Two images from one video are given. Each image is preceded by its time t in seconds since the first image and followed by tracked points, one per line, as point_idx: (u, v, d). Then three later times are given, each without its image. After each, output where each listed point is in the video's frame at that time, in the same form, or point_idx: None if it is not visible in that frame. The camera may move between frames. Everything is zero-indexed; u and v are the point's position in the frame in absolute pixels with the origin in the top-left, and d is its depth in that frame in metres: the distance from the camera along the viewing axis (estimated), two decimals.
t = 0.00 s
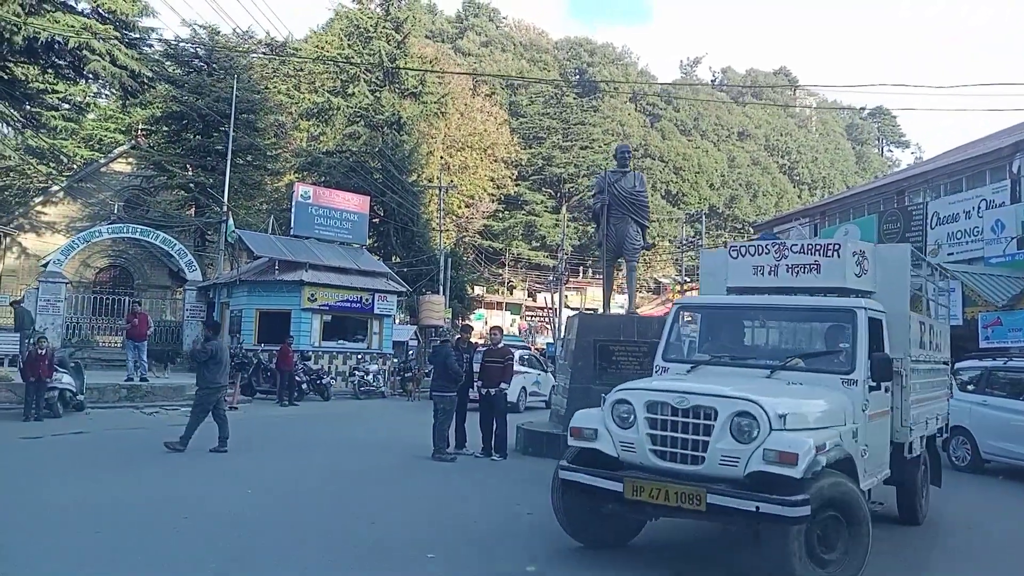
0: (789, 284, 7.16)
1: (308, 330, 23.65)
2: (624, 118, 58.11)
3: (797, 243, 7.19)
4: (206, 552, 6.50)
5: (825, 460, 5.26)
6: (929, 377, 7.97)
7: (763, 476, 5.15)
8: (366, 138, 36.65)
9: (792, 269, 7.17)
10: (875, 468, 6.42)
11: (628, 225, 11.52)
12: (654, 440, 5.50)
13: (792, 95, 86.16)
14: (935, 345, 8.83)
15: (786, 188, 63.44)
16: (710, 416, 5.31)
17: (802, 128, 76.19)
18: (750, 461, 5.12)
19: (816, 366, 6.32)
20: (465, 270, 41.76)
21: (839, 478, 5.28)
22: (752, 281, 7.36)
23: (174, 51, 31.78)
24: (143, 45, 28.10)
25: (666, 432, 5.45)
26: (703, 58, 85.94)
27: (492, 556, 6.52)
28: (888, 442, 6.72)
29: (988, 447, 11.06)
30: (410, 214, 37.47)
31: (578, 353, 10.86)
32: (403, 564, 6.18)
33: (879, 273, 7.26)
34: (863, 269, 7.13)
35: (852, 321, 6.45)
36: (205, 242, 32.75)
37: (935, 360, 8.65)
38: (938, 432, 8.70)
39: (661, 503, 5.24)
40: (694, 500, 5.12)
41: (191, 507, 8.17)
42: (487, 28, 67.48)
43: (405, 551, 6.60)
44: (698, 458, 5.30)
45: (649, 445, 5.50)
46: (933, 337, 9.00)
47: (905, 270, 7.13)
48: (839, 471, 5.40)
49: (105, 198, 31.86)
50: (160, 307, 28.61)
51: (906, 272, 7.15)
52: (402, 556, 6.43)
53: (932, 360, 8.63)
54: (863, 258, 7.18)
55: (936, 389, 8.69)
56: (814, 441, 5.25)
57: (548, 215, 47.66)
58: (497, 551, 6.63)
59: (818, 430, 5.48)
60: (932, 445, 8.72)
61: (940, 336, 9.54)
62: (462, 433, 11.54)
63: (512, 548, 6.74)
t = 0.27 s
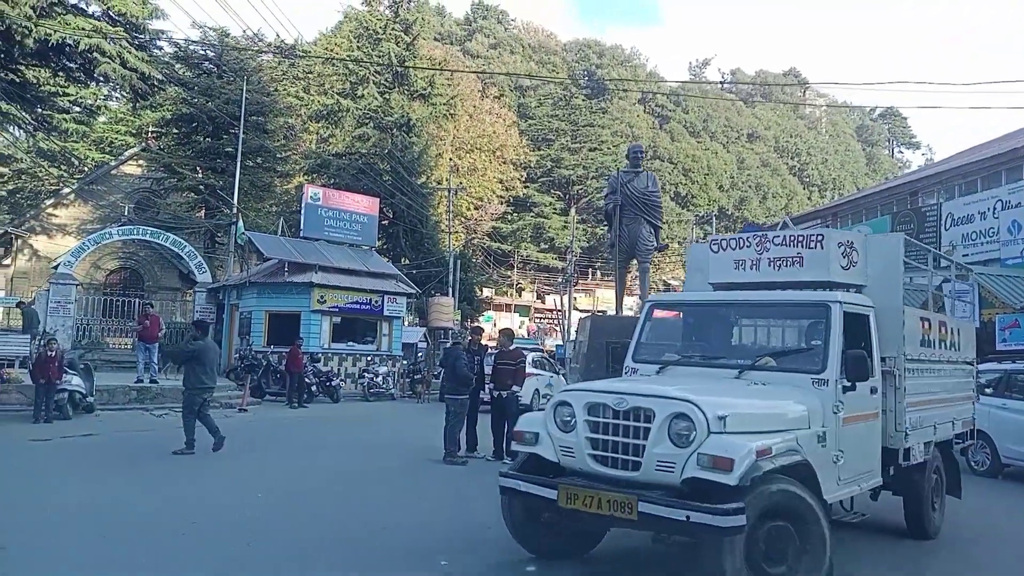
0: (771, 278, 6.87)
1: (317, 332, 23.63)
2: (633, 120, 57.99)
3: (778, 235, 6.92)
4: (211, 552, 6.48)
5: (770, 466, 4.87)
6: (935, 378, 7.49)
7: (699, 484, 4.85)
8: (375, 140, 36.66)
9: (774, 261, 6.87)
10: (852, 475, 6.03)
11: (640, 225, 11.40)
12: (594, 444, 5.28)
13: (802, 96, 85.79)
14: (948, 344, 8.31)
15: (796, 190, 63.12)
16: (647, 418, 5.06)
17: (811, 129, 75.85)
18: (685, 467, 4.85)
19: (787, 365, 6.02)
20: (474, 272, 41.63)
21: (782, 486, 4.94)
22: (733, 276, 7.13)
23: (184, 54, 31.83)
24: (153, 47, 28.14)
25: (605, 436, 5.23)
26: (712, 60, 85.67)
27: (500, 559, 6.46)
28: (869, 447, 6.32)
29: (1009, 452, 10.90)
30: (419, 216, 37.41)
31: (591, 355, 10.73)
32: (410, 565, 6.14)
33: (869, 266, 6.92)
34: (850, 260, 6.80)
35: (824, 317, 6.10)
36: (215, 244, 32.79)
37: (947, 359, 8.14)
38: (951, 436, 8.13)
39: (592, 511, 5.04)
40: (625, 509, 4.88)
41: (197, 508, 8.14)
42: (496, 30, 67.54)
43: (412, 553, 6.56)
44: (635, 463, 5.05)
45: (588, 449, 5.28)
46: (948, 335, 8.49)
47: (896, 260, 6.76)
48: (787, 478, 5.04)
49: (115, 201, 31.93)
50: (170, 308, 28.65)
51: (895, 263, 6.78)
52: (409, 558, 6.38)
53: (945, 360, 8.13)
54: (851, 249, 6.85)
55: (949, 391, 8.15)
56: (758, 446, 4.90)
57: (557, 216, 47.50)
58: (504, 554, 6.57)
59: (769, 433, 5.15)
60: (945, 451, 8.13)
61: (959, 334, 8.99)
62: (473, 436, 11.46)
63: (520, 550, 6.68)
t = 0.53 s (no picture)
0: (744, 271, 6.70)
1: (326, 333, 23.58)
2: (641, 121, 57.79)
3: (751, 225, 6.71)
4: (219, 553, 6.42)
5: (693, 470, 4.60)
6: (930, 380, 7.07)
7: (619, 490, 4.63)
8: (383, 141, 36.65)
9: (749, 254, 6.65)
10: (814, 480, 5.70)
11: (652, 225, 11.29)
12: (522, 447, 5.14)
13: (811, 97, 85.38)
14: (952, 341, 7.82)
15: (805, 191, 62.80)
16: (571, 420, 4.89)
17: (820, 130, 75.48)
18: (603, 471, 4.65)
19: (747, 363, 5.71)
20: (482, 274, 41.54)
21: (705, 494, 4.72)
22: (709, 270, 6.99)
23: (192, 56, 31.86)
24: (163, 50, 28.15)
25: (533, 439, 5.07)
26: (720, 60, 85.35)
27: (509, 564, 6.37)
28: (838, 451, 5.96)
29: None
30: (427, 218, 37.30)
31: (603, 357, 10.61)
32: (418, 568, 6.06)
33: (849, 257, 6.58)
34: (826, 251, 6.51)
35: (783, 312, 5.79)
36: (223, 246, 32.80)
37: (947, 359, 7.68)
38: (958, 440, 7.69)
39: (512, 517, 4.86)
40: (542, 515, 4.68)
41: (205, 511, 8.08)
42: (503, 32, 67.47)
43: (420, 555, 6.48)
44: (558, 467, 4.89)
45: (515, 452, 5.15)
46: (953, 334, 8.02)
47: (875, 249, 6.40)
48: (713, 484, 4.81)
49: (124, 202, 31.96)
50: (179, 310, 28.66)
51: (873, 254, 6.43)
52: (418, 561, 6.30)
53: (948, 360, 7.66)
54: (829, 239, 6.54)
55: (953, 394, 7.67)
56: (680, 448, 4.65)
57: (565, 218, 47.31)
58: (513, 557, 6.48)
59: (704, 436, 4.88)
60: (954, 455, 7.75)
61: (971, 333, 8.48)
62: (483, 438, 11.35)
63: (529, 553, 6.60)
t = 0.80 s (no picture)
0: (708, 263, 6.23)
1: (333, 334, 23.54)
2: (648, 121, 57.58)
3: (713, 214, 6.23)
4: (222, 552, 6.37)
5: (596, 471, 4.29)
6: (917, 380, 6.53)
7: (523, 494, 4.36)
8: (390, 141, 36.60)
9: (711, 244, 6.21)
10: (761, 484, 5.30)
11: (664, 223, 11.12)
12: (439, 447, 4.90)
13: (819, 96, 85.00)
14: (951, 337, 7.20)
15: (814, 190, 62.47)
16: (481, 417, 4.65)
17: (828, 130, 75.10)
18: (504, 472, 4.39)
19: (689, 359, 5.37)
20: (490, 274, 41.43)
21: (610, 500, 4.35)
22: (673, 262, 6.49)
23: (199, 57, 31.83)
24: (170, 51, 28.10)
25: (448, 437, 4.84)
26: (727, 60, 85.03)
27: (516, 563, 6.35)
28: (793, 452, 5.52)
29: None
30: (435, 218, 37.18)
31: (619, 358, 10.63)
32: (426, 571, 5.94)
33: (818, 246, 6.11)
34: (791, 240, 6.03)
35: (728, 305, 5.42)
36: (230, 246, 32.76)
37: (946, 355, 7.05)
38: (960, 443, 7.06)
39: (420, 520, 4.64)
40: (444, 517, 4.45)
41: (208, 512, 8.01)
42: (510, 33, 67.39)
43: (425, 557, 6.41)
44: (466, 467, 4.65)
45: (433, 451, 4.90)
46: (958, 329, 7.36)
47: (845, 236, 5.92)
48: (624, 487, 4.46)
49: (132, 203, 31.98)
50: (186, 311, 28.64)
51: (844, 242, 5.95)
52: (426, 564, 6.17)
53: (943, 355, 7.02)
54: (795, 227, 6.06)
55: (954, 393, 7.04)
56: (581, 447, 4.32)
57: (572, 218, 47.08)
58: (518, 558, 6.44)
59: (618, 435, 4.57)
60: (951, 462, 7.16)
61: (984, 326, 7.77)
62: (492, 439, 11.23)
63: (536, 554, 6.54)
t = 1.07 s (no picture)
0: (657, 255, 6.01)
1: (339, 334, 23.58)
2: (654, 120, 57.41)
3: (663, 206, 6.01)
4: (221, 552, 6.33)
5: (475, 469, 4.13)
6: (889, 378, 6.05)
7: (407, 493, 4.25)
8: (395, 141, 36.59)
9: (661, 236, 5.97)
10: (689, 488, 5.03)
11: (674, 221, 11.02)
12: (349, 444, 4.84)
13: (825, 95, 84.66)
14: (939, 332, 6.63)
15: (820, 190, 62.17)
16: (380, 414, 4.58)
17: (835, 129, 74.78)
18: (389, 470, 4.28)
19: (618, 354, 5.15)
20: (495, 274, 41.36)
21: (490, 498, 4.17)
22: (625, 256, 6.33)
23: (204, 57, 31.84)
24: (176, 52, 28.07)
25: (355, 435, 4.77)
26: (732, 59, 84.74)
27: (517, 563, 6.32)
28: (730, 455, 5.22)
29: None
30: (440, 218, 37.19)
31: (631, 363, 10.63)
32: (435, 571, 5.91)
33: (771, 235, 5.80)
34: (741, 230, 5.74)
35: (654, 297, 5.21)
36: (236, 247, 32.78)
37: (930, 352, 6.50)
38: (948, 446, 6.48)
39: (317, 518, 4.59)
40: (332, 516, 4.39)
41: (209, 511, 7.98)
42: (514, 32, 67.35)
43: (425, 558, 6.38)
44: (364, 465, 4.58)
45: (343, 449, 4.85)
46: (948, 323, 6.77)
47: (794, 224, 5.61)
48: (510, 485, 4.28)
49: (139, 204, 32.05)
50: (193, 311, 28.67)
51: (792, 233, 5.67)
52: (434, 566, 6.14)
53: (937, 353, 6.59)
54: (746, 216, 5.77)
55: (941, 393, 6.47)
56: (463, 445, 4.18)
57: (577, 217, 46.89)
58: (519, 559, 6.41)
59: (514, 433, 4.41)
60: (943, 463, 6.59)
61: (982, 321, 7.14)
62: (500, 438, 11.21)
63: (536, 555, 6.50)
